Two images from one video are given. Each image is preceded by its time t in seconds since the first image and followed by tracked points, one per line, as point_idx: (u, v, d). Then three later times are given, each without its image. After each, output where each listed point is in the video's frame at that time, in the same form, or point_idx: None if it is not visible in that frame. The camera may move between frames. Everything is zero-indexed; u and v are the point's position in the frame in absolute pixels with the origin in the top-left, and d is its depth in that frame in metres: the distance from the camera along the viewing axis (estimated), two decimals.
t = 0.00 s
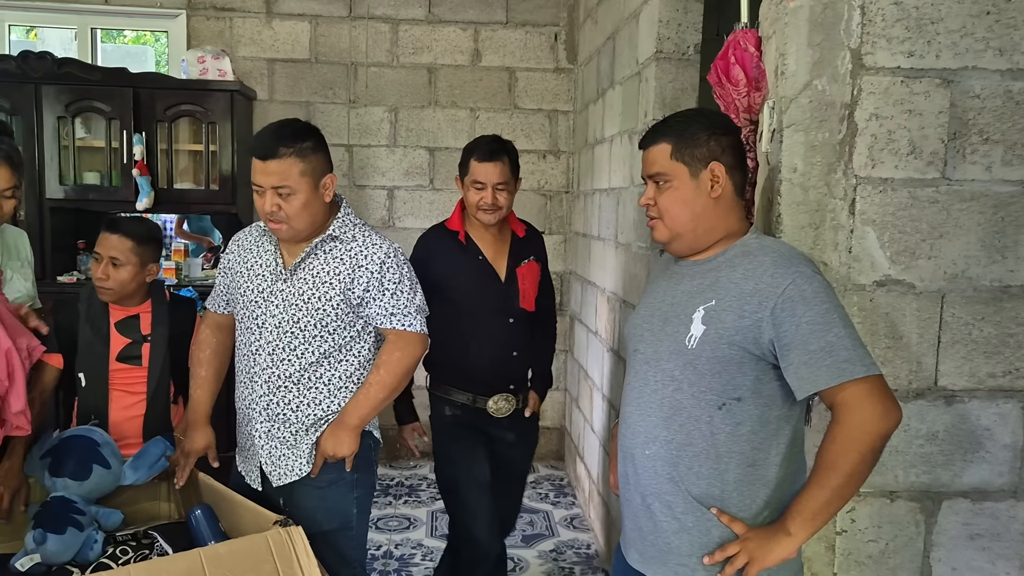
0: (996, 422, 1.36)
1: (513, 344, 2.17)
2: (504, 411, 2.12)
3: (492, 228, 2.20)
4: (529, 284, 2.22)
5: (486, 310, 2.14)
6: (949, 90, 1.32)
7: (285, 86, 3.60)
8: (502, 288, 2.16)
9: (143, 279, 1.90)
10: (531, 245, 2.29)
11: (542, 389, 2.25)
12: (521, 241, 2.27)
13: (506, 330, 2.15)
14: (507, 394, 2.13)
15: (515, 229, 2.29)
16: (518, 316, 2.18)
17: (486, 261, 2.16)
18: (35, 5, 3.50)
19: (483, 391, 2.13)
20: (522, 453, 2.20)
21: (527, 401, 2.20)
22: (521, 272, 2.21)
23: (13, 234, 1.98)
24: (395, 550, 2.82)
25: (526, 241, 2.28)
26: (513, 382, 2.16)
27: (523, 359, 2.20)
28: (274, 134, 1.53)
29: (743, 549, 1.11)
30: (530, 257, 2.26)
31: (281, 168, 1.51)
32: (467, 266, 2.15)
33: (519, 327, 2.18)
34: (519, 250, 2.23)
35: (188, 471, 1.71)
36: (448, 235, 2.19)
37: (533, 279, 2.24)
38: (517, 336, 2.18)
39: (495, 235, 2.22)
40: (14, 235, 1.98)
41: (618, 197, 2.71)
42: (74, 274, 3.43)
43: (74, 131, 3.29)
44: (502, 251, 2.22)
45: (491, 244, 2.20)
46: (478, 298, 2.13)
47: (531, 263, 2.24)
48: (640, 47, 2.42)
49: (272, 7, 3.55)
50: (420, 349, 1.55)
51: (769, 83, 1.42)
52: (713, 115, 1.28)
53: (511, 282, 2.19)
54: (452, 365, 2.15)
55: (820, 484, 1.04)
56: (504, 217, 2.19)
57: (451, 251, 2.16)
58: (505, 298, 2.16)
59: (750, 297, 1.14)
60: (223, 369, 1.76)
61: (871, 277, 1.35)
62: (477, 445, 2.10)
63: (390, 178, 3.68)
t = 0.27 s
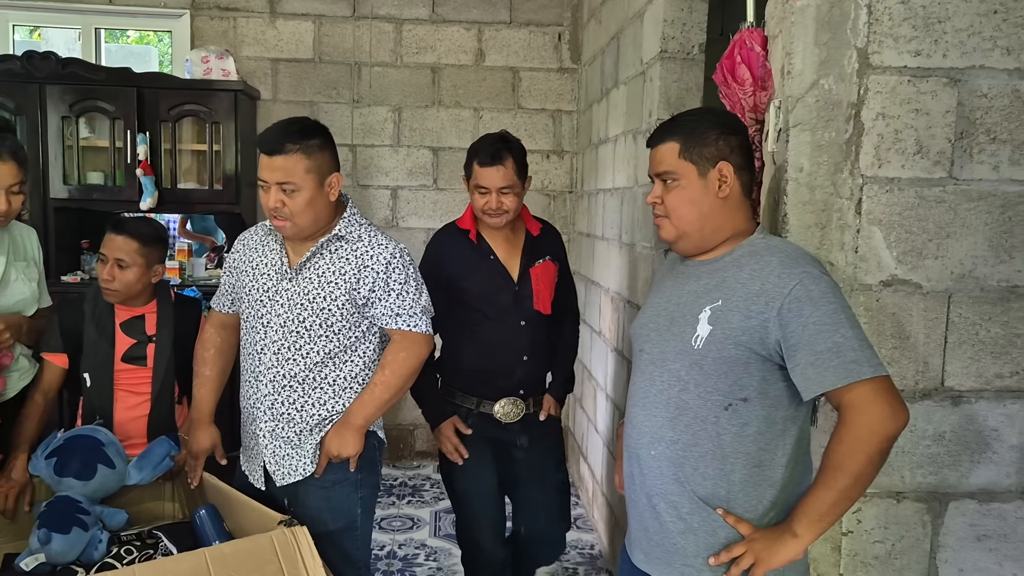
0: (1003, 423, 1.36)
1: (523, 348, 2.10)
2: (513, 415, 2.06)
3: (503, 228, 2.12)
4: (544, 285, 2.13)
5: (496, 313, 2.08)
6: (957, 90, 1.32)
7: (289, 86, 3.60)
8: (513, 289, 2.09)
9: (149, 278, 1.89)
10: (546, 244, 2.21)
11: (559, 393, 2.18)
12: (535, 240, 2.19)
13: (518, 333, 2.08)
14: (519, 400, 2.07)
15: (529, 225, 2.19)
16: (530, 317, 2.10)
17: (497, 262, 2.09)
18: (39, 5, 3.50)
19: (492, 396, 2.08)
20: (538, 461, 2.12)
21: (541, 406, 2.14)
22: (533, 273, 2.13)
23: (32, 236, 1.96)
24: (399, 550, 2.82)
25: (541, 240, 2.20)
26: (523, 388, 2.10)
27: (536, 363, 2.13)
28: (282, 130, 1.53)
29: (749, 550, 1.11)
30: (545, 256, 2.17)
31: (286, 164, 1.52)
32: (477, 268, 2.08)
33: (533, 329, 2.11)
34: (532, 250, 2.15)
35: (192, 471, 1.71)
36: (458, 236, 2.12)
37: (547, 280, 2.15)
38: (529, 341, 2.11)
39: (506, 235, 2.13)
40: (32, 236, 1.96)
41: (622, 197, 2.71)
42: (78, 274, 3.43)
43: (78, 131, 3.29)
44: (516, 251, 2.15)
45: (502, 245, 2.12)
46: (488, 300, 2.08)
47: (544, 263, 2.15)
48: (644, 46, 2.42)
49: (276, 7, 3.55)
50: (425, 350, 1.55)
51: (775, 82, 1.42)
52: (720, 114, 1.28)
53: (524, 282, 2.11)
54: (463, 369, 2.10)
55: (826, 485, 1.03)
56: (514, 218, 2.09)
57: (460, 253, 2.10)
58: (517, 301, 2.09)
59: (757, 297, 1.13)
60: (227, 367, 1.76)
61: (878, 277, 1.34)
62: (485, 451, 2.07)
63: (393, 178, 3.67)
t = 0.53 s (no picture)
0: (1011, 423, 1.35)
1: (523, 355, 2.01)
2: (515, 419, 1.98)
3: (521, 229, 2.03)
4: (554, 289, 2.02)
5: (497, 315, 2.02)
6: (964, 89, 1.31)
7: (293, 86, 3.60)
8: (519, 293, 2.01)
9: (156, 276, 1.89)
10: (566, 246, 2.08)
11: (573, 398, 2.04)
12: (552, 244, 2.06)
13: (519, 338, 2.00)
14: (516, 403, 1.99)
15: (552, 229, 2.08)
16: (534, 322, 2.01)
17: (504, 264, 2.01)
18: (44, 6, 3.50)
19: (492, 401, 2.02)
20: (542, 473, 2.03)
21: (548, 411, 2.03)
22: (544, 276, 2.02)
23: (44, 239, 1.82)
24: (403, 551, 2.82)
25: (560, 243, 2.07)
26: (524, 393, 2.01)
27: (542, 368, 2.03)
28: (291, 127, 1.55)
29: (756, 552, 1.10)
30: (562, 261, 2.05)
31: (292, 159, 1.53)
32: (484, 270, 2.03)
33: (535, 335, 2.01)
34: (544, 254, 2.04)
35: (198, 470, 1.71)
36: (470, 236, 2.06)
37: (559, 286, 2.03)
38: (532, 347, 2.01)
39: (522, 237, 2.04)
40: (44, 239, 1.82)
41: (627, 197, 2.71)
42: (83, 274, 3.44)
43: (83, 131, 3.30)
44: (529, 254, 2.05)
45: (515, 246, 2.04)
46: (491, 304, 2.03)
47: (558, 268, 2.03)
48: (649, 46, 2.41)
49: (280, 7, 3.55)
50: (431, 350, 1.55)
51: (782, 81, 1.41)
52: (727, 113, 1.28)
53: (531, 285, 2.01)
54: (470, 372, 2.06)
55: (834, 486, 1.03)
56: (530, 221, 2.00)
57: (469, 253, 2.05)
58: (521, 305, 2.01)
59: (764, 297, 1.13)
60: (233, 367, 1.76)
61: (885, 277, 1.34)
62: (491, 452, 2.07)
63: (398, 178, 3.67)
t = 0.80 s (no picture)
0: (1020, 424, 1.35)
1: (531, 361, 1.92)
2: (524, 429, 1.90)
3: (547, 232, 1.92)
4: (570, 296, 1.88)
5: (508, 317, 1.95)
6: (974, 88, 1.31)
7: (299, 86, 3.60)
8: (532, 295, 1.92)
9: (163, 277, 1.90)
10: (594, 251, 1.92)
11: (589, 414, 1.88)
12: (577, 249, 1.92)
13: (527, 343, 1.92)
14: (526, 413, 1.89)
15: (583, 233, 1.93)
16: (544, 328, 1.90)
17: (521, 264, 1.94)
18: (50, 6, 3.51)
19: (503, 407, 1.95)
20: (550, 489, 1.91)
21: (562, 424, 1.90)
22: (562, 282, 1.89)
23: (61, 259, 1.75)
24: (409, 550, 2.82)
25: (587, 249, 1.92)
26: (534, 402, 1.92)
27: (552, 376, 1.92)
28: (302, 124, 1.56)
29: (764, 552, 1.10)
30: (587, 267, 1.90)
31: (300, 155, 1.54)
32: (503, 270, 1.96)
33: (544, 341, 1.91)
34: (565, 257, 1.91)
35: (205, 470, 1.71)
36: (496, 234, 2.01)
37: (579, 293, 1.88)
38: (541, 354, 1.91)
39: (547, 238, 1.93)
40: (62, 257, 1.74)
41: (633, 197, 2.70)
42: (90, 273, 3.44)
43: (90, 131, 3.31)
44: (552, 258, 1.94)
45: (539, 249, 1.94)
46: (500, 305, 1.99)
47: (580, 275, 1.89)
48: (656, 46, 2.41)
49: (286, 7, 3.55)
50: (438, 350, 1.56)
51: (792, 81, 1.41)
52: (736, 113, 1.28)
53: (547, 289, 1.90)
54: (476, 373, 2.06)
55: (842, 486, 1.03)
56: (555, 223, 1.88)
57: (492, 252, 1.99)
58: (532, 309, 1.92)
59: (772, 297, 1.13)
60: (241, 367, 1.76)
61: (894, 277, 1.33)
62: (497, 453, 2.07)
63: (403, 178, 3.68)
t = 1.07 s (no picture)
0: None
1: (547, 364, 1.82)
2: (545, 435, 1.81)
3: (580, 232, 1.83)
4: (595, 298, 1.76)
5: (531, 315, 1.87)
6: (983, 88, 1.31)
7: (305, 86, 3.61)
8: (556, 295, 1.82)
9: (172, 278, 1.90)
10: (626, 255, 1.80)
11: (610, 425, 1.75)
12: (609, 252, 1.81)
13: (545, 345, 1.82)
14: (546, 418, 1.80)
15: (619, 235, 1.82)
16: (564, 331, 1.80)
17: (550, 261, 1.86)
18: (58, 7, 3.52)
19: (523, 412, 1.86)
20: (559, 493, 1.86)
21: (583, 433, 1.79)
22: (589, 283, 1.78)
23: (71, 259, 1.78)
24: (415, 550, 2.82)
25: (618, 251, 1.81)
26: (552, 407, 1.81)
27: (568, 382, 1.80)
28: (311, 123, 1.58)
29: (771, 553, 1.10)
30: (616, 271, 1.79)
31: (309, 154, 1.55)
32: (533, 267, 1.89)
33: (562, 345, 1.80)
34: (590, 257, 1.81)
35: (212, 470, 1.72)
36: (532, 232, 1.95)
37: (605, 297, 1.76)
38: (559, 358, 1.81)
39: (580, 238, 1.84)
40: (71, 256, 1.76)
41: (639, 197, 2.70)
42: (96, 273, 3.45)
43: (97, 131, 3.31)
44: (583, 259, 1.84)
45: (572, 249, 1.85)
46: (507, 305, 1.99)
47: (608, 278, 1.77)
48: (663, 46, 2.41)
49: (293, 7, 3.56)
50: (445, 350, 1.56)
51: (799, 81, 1.41)
52: (743, 113, 1.27)
53: (571, 290, 1.80)
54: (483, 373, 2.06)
55: (850, 487, 1.02)
56: (585, 221, 1.78)
57: (525, 249, 1.94)
58: (553, 309, 1.82)
59: (780, 298, 1.13)
60: (248, 367, 1.77)
61: (902, 278, 1.33)
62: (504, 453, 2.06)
63: (409, 177, 3.68)
